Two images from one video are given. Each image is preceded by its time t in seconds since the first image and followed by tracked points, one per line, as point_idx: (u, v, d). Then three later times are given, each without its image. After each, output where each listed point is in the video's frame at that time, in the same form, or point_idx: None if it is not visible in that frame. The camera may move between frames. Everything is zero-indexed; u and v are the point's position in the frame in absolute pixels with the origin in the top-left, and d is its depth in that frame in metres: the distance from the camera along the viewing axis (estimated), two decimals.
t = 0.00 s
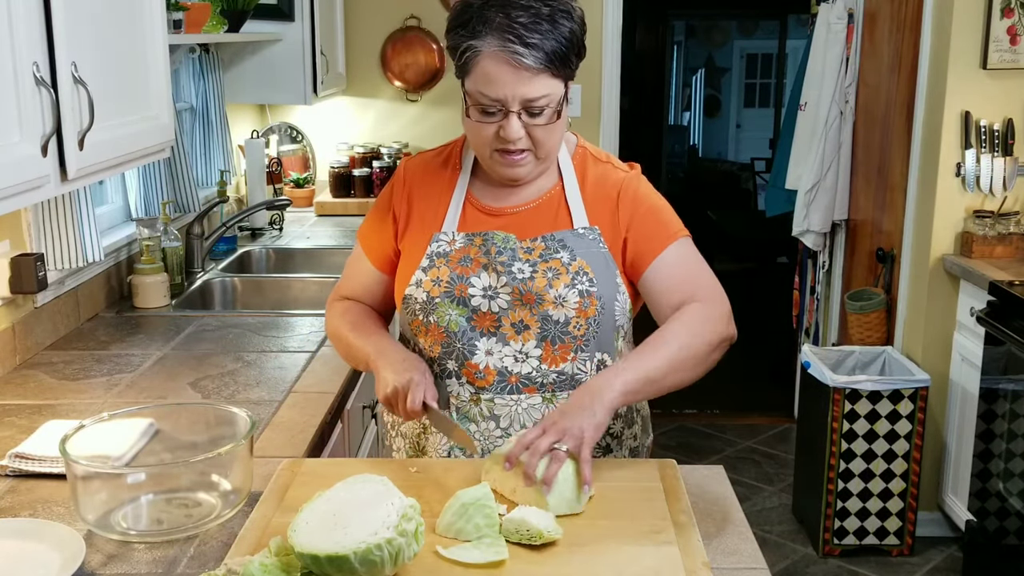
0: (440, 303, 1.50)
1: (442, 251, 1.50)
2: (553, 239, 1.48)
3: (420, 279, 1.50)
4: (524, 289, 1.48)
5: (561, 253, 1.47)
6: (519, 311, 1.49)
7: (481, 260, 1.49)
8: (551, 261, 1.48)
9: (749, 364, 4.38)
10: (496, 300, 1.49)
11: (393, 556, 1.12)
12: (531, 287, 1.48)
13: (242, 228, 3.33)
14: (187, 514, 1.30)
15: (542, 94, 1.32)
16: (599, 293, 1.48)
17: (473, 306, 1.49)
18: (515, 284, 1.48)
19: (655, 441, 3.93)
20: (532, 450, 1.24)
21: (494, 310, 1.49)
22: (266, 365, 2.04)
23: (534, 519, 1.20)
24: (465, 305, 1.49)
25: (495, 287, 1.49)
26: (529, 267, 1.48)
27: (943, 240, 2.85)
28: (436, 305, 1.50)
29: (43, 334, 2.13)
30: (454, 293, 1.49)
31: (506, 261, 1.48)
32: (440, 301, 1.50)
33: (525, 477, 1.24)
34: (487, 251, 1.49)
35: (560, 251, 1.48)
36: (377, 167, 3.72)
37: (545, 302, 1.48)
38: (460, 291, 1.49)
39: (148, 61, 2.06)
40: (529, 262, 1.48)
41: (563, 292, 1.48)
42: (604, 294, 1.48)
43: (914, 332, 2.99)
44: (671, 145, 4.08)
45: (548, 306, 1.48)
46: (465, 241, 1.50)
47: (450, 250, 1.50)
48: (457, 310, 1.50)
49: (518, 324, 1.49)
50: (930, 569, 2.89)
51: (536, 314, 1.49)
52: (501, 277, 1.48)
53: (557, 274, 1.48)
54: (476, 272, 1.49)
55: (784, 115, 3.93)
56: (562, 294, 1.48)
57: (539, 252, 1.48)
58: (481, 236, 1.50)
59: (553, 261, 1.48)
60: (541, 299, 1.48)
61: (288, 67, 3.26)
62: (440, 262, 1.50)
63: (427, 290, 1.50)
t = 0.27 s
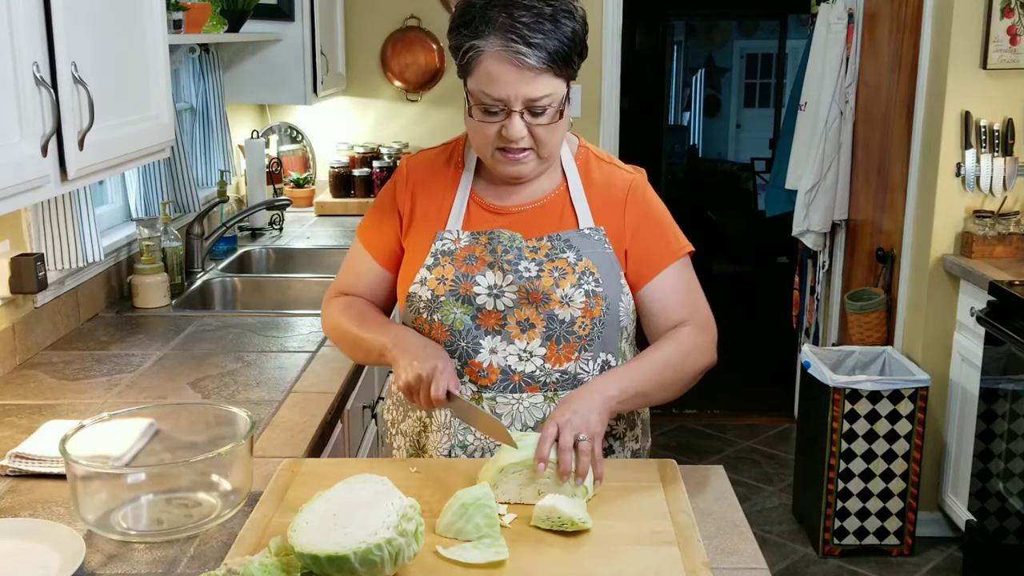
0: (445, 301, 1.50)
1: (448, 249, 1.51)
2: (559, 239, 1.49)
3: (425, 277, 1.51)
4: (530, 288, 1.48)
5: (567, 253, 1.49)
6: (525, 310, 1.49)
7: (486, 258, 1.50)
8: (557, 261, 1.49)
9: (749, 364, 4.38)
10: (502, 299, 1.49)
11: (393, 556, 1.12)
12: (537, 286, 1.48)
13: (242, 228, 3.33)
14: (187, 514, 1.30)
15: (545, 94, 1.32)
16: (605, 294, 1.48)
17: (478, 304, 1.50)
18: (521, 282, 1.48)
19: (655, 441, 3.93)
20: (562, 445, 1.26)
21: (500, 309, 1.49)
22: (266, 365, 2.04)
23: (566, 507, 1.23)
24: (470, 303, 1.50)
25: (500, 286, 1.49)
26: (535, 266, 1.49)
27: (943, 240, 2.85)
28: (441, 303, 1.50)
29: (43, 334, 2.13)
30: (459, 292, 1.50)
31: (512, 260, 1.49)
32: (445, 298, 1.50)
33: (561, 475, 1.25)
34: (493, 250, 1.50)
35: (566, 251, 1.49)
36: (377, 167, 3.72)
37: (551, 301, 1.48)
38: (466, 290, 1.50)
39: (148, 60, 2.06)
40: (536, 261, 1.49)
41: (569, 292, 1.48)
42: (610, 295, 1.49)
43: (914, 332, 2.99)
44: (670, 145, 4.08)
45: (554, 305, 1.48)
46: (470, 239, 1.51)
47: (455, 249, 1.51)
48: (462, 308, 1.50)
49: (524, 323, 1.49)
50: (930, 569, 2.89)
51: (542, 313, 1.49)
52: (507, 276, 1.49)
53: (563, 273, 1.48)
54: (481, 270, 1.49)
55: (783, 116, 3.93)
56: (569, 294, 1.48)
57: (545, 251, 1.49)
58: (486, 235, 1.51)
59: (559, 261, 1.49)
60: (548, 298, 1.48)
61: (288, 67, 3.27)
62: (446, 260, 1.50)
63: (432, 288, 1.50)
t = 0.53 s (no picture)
0: (448, 309, 1.62)
1: (450, 258, 1.63)
2: (556, 251, 1.61)
3: (428, 285, 1.63)
4: (529, 299, 1.60)
5: (564, 265, 1.60)
6: (524, 320, 1.61)
7: (488, 269, 1.62)
8: (555, 273, 1.60)
9: (734, 367, 4.51)
10: (502, 308, 1.62)
11: (389, 552, 1.24)
12: (536, 297, 1.60)
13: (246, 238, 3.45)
14: (193, 512, 1.42)
15: (544, 113, 1.43)
16: (599, 305, 1.60)
17: (479, 313, 1.62)
18: (521, 293, 1.60)
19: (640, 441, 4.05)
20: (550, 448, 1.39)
21: (500, 317, 1.62)
22: (268, 370, 2.16)
23: (557, 506, 1.35)
24: (472, 312, 1.62)
25: (501, 296, 1.61)
26: (533, 278, 1.61)
27: (915, 249, 2.97)
28: (444, 310, 1.62)
29: (55, 340, 2.25)
30: (462, 300, 1.62)
31: (512, 272, 1.61)
32: (449, 306, 1.62)
33: (549, 475, 1.38)
34: (494, 261, 1.62)
35: (563, 263, 1.60)
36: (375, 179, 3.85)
37: (549, 312, 1.61)
38: (468, 298, 1.62)
39: (156, 81, 2.18)
40: (534, 273, 1.61)
41: (566, 302, 1.60)
42: (603, 305, 1.60)
43: (888, 337, 3.11)
44: (654, 159, 4.21)
45: (551, 315, 1.61)
46: (472, 249, 1.62)
47: (458, 258, 1.63)
48: (464, 316, 1.62)
49: (522, 332, 1.62)
50: (904, 565, 3.01)
51: (540, 322, 1.61)
52: (508, 286, 1.61)
53: (561, 285, 1.60)
54: (483, 280, 1.62)
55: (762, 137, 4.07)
56: (565, 305, 1.60)
57: (543, 263, 1.61)
58: (488, 246, 1.62)
59: (556, 273, 1.60)
60: (545, 308, 1.61)
61: (289, 83, 3.39)
62: (449, 269, 1.62)
63: (435, 296, 1.63)
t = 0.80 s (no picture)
0: (440, 314, 1.58)
1: (442, 264, 1.58)
2: (544, 248, 1.55)
3: (420, 291, 1.58)
4: (517, 299, 1.55)
5: (552, 262, 1.54)
6: (514, 320, 1.56)
7: (477, 271, 1.56)
8: (543, 271, 1.55)
9: (747, 370, 4.46)
10: (492, 310, 1.56)
11: (399, 559, 1.19)
12: (523, 297, 1.54)
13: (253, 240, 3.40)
14: (199, 519, 1.37)
15: (535, 110, 1.38)
16: (590, 300, 1.54)
17: (471, 316, 1.57)
18: (509, 294, 1.54)
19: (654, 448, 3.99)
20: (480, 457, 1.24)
21: (491, 319, 1.57)
22: (276, 374, 2.11)
23: (586, 510, 1.30)
24: (463, 315, 1.57)
25: (491, 297, 1.56)
26: (521, 278, 1.55)
27: (935, 253, 2.92)
28: (436, 315, 1.58)
29: (59, 344, 2.21)
30: (453, 304, 1.57)
31: (499, 273, 1.55)
32: (440, 311, 1.58)
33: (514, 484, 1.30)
34: (482, 263, 1.56)
35: (551, 261, 1.54)
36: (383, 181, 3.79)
37: (538, 310, 1.55)
38: (458, 302, 1.57)
39: (161, 81, 2.13)
40: (522, 273, 1.55)
41: (555, 300, 1.54)
42: (595, 301, 1.54)
43: (907, 341, 3.05)
44: (670, 160, 4.16)
45: (541, 313, 1.55)
46: (462, 253, 1.57)
47: (449, 263, 1.58)
48: (456, 320, 1.57)
49: (514, 332, 1.56)
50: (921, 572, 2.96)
51: (530, 322, 1.56)
52: (496, 288, 1.55)
53: (549, 283, 1.54)
54: (473, 283, 1.56)
55: (780, 134, 4.01)
56: (554, 302, 1.54)
57: (531, 263, 1.55)
58: (475, 249, 1.57)
59: (544, 271, 1.55)
60: (534, 308, 1.55)
61: (297, 83, 3.34)
62: (440, 275, 1.58)
63: (427, 302, 1.58)
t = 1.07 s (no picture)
0: (426, 312, 1.57)
1: (431, 262, 1.59)
2: (533, 248, 1.55)
3: (409, 289, 1.59)
4: (502, 298, 1.54)
5: (540, 262, 1.54)
6: (499, 319, 1.55)
7: (465, 270, 1.56)
8: (530, 271, 1.54)
9: (747, 371, 4.47)
10: (478, 309, 1.56)
11: (399, 559, 1.19)
12: (509, 296, 1.53)
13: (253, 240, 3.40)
14: (199, 519, 1.37)
15: (523, 108, 1.38)
16: (576, 301, 1.53)
17: (457, 314, 1.56)
18: (494, 293, 1.54)
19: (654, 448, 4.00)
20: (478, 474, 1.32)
21: (477, 318, 1.56)
22: (275, 374, 2.11)
23: (587, 510, 1.30)
24: (449, 314, 1.56)
25: (477, 296, 1.55)
26: (508, 277, 1.54)
27: (935, 252, 2.92)
28: (422, 314, 1.58)
29: (59, 344, 2.21)
30: (439, 303, 1.57)
31: (486, 272, 1.55)
32: (426, 310, 1.57)
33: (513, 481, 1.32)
34: (469, 262, 1.56)
35: (539, 261, 1.54)
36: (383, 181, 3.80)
37: (523, 310, 1.54)
38: (445, 300, 1.56)
39: (160, 80, 2.12)
40: (510, 272, 1.54)
41: (541, 300, 1.53)
42: (582, 302, 1.53)
43: (907, 341, 3.05)
44: (670, 160, 4.16)
45: (526, 314, 1.54)
46: (452, 252, 1.58)
47: (438, 262, 1.58)
48: (442, 319, 1.57)
49: (499, 332, 1.56)
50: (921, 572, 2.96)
51: (515, 322, 1.55)
52: (482, 286, 1.55)
53: (535, 283, 1.53)
54: (460, 282, 1.56)
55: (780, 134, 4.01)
56: (539, 303, 1.53)
57: (519, 262, 1.55)
58: (464, 248, 1.57)
59: (532, 270, 1.54)
60: (519, 307, 1.54)
61: (297, 82, 3.34)
62: (429, 273, 1.58)
63: (415, 300, 1.58)
